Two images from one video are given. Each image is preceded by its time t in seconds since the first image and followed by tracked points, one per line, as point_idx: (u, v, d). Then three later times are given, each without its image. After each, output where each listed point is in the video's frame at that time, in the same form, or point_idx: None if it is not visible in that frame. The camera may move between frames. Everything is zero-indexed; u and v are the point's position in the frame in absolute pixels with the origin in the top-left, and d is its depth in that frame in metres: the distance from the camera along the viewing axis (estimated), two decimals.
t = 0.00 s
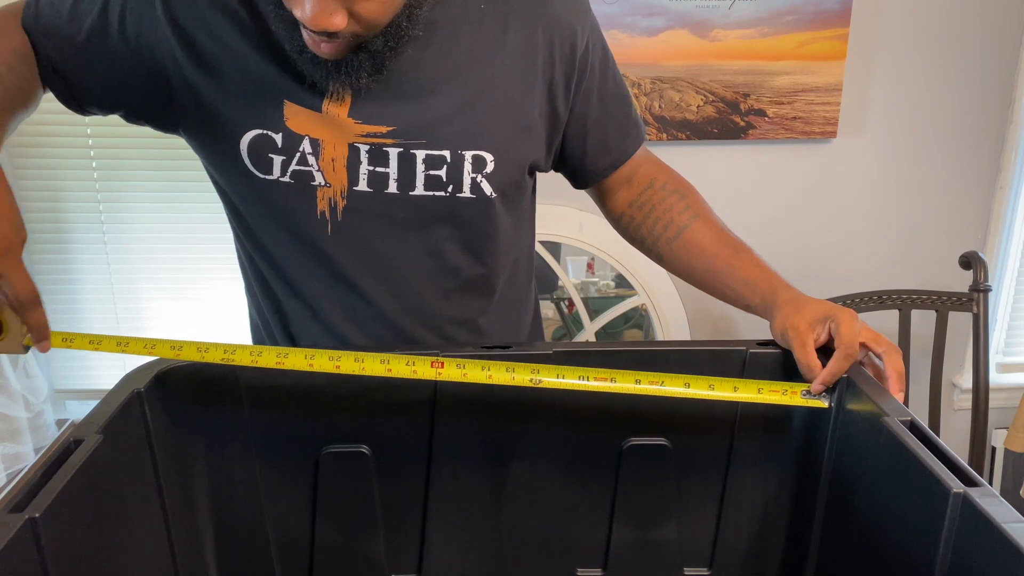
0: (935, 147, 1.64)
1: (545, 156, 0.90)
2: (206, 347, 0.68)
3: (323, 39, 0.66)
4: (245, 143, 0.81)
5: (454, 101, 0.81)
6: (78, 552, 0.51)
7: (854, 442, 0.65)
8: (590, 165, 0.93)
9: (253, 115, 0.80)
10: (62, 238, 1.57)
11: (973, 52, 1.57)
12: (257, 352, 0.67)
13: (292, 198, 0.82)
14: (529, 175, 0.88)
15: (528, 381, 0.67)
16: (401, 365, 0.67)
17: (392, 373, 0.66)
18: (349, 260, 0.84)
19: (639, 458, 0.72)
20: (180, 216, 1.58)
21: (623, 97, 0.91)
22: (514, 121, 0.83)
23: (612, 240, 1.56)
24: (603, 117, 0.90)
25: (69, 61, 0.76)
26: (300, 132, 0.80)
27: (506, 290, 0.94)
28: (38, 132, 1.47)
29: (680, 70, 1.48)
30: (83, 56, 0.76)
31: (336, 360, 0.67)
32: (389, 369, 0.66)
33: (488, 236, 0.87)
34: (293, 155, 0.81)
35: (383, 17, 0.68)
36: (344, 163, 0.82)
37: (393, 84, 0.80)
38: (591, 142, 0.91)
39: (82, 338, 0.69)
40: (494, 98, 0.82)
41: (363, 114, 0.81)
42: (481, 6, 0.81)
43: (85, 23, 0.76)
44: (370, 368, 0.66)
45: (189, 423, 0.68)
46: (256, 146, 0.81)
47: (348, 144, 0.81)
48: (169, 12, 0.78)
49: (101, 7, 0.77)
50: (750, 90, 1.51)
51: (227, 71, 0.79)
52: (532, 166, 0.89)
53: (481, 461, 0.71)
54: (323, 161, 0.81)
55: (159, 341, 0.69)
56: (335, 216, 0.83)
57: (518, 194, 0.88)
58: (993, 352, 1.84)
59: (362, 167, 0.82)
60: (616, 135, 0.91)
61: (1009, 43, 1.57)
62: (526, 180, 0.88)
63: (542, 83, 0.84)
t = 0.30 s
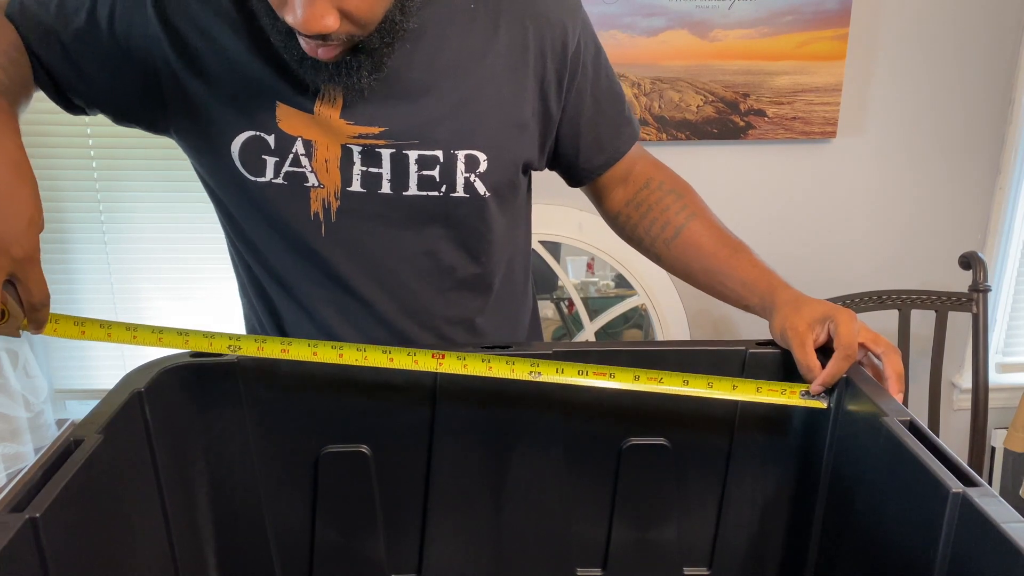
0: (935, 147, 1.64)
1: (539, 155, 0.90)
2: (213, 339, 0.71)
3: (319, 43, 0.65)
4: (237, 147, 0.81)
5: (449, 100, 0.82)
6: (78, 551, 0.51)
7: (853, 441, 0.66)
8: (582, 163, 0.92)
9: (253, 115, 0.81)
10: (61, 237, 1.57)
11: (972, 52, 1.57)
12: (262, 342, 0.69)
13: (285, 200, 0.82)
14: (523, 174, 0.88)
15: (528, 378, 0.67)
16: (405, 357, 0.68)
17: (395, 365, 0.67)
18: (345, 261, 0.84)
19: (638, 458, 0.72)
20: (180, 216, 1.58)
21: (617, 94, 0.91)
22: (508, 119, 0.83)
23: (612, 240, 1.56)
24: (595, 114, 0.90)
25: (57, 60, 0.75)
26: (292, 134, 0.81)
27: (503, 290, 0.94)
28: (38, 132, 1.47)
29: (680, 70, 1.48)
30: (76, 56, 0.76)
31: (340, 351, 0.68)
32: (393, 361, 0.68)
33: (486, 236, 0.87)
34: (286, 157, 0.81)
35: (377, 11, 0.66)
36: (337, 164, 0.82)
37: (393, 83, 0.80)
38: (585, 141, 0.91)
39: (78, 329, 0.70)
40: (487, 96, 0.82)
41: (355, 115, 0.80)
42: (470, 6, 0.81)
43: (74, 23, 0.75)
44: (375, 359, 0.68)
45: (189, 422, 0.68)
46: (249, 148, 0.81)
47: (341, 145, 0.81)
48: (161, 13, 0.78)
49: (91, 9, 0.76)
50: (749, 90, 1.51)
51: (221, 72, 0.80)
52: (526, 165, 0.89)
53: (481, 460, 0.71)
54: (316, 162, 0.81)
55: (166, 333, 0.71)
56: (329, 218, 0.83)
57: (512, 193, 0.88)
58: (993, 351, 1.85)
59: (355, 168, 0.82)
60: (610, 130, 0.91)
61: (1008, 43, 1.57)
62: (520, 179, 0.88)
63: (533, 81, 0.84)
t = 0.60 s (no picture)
0: (934, 147, 1.64)
1: (533, 155, 0.91)
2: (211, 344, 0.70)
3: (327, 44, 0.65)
4: (230, 154, 0.82)
5: (444, 101, 0.82)
6: (80, 553, 0.51)
7: (853, 443, 0.66)
8: (576, 163, 0.93)
9: (256, 117, 0.81)
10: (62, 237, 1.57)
11: (971, 53, 1.58)
12: (262, 347, 0.68)
13: (279, 206, 0.82)
14: (518, 174, 0.89)
15: (527, 381, 0.67)
16: (404, 363, 0.67)
17: (395, 370, 0.67)
18: (344, 265, 0.84)
19: (638, 457, 0.72)
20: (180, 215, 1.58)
21: (609, 91, 0.91)
22: (501, 119, 0.84)
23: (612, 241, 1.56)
24: (589, 113, 0.90)
25: (49, 70, 0.77)
26: (285, 138, 0.81)
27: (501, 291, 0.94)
28: (40, 132, 1.47)
29: (679, 71, 1.49)
30: (67, 67, 0.77)
31: (339, 356, 0.68)
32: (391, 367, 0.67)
33: (483, 238, 0.87)
34: (279, 162, 0.81)
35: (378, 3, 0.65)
36: (331, 168, 0.82)
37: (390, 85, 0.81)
38: (579, 140, 0.91)
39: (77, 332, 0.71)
40: (480, 97, 0.83)
41: (350, 117, 0.80)
42: (461, 7, 0.82)
43: (66, 37, 0.77)
44: (373, 364, 0.67)
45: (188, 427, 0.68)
46: (242, 154, 0.81)
47: (335, 149, 0.82)
48: (151, 18, 0.78)
49: (81, 24, 0.77)
50: (749, 91, 1.51)
51: (214, 78, 0.80)
52: (521, 165, 0.89)
53: (481, 462, 0.71)
54: (310, 167, 0.82)
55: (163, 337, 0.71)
56: (324, 222, 0.83)
57: (507, 194, 0.88)
58: (993, 352, 1.85)
59: (349, 172, 0.82)
60: (604, 129, 0.91)
61: (1009, 44, 1.58)
62: (515, 180, 0.88)
63: (525, 81, 0.85)
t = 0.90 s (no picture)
0: (934, 146, 1.64)
1: (528, 153, 0.91)
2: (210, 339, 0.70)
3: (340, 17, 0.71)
4: (226, 157, 0.81)
5: (440, 101, 0.82)
6: (78, 554, 0.51)
7: (852, 443, 0.66)
8: (572, 161, 0.92)
9: (256, 116, 0.81)
10: (62, 237, 1.57)
11: (972, 52, 1.57)
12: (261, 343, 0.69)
13: (274, 208, 0.82)
14: (514, 173, 0.89)
15: (526, 379, 0.67)
16: (404, 359, 0.67)
17: (394, 366, 0.67)
18: (343, 266, 0.84)
19: (637, 458, 0.72)
20: (179, 215, 1.58)
21: (604, 88, 0.91)
22: (496, 117, 0.84)
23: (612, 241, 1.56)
24: (585, 112, 0.90)
25: (42, 79, 0.77)
26: (282, 140, 0.81)
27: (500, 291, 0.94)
28: (39, 133, 1.47)
29: (679, 71, 1.48)
30: (60, 73, 0.78)
31: (337, 354, 0.68)
32: (390, 364, 0.67)
33: (481, 238, 0.87)
34: (275, 164, 0.81)
35: None
36: (328, 170, 0.82)
37: (387, 85, 0.81)
38: (575, 138, 0.91)
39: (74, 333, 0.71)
40: (476, 95, 0.83)
41: (346, 118, 0.81)
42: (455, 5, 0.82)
43: (58, 43, 0.77)
44: (371, 360, 0.67)
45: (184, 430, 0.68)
46: (238, 157, 0.81)
47: (330, 150, 0.81)
48: (142, 21, 0.78)
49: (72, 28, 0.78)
50: (749, 90, 1.51)
51: (211, 78, 0.80)
52: (516, 163, 0.90)
53: (479, 463, 0.71)
54: (306, 168, 0.82)
55: (161, 335, 0.71)
56: (321, 224, 0.83)
57: (505, 192, 0.89)
58: (993, 352, 1.85)
59: (346, 173, 0.82)
60: (599, 127, 0.91)
61: (1010, 44, 1.58)
62: (513, 178, 0.89)
63: (520, 78, 0.85)
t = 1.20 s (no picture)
0: (936, 144, 1.64)
1: (527, 150, 0.91)
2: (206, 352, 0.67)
3: None
4: (226, 158, 0.81)
5: (440, 97, 0.82)
6: (77, 552, 0.51)
7: (854, 443, 0.65)
8: (571, 158, 0.92)
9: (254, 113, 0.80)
10: (62, 236, 1.57)
11: (973, 50, 1.57)
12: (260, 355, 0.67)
13: (276, 208, 0.82)
14: (515, 171, 0.89)
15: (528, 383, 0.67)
16: (402, 367, 0.66)
17: (394, 373, 0.66)
18: (342, 264, 0.84)
19: (639, 457, 0.71)
20: (179, 212, 1.58)
21: (604, 84, 0.91)
22: (495, 113, 0.84)
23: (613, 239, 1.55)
24: (584, 108, 0.89)
25: (42, 94, 0.79)
26: (280, 140, 0.80)
27: (501, 290, 0.94)
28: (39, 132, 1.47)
29: (681, 68, 1.48)
30: (61, 84, 0.79)
31: (337, 363, 0.66)
32: (390, 372, 0.66)
33: (483, 236, 0.87)
34: (275, 165, 0.81)
35: None
36: (328, 170, 0.82)
37: (387, 82, 0.81)
38: (574, 134, 0.91)
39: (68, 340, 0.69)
40: (475, 91, 0.83)
41: (346, 116, 0.81)
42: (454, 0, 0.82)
43: (58, 54, 0.78)
44: (371, 368, 0.66)
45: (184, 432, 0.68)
46: (238, 159, 0.81)
47: (330, 149, 0.81)
48: (137, 24, 0.78)
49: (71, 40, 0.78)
50: (750, 88, 1.51)
51: (209, 75, 0.79)
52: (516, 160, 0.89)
53: (480, 461, 0.71)
54: (306, 168, 0.81)
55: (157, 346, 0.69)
56: (322, 224, 0.83)
57: (506, 188, 0.88)
58: (995, 351, 1.84)
59: (346, 171, 0.82)
60: (599, 123, 0.90)
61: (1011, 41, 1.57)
62: (513, 175, 0.88)
63: (519, 74, 0.85)
